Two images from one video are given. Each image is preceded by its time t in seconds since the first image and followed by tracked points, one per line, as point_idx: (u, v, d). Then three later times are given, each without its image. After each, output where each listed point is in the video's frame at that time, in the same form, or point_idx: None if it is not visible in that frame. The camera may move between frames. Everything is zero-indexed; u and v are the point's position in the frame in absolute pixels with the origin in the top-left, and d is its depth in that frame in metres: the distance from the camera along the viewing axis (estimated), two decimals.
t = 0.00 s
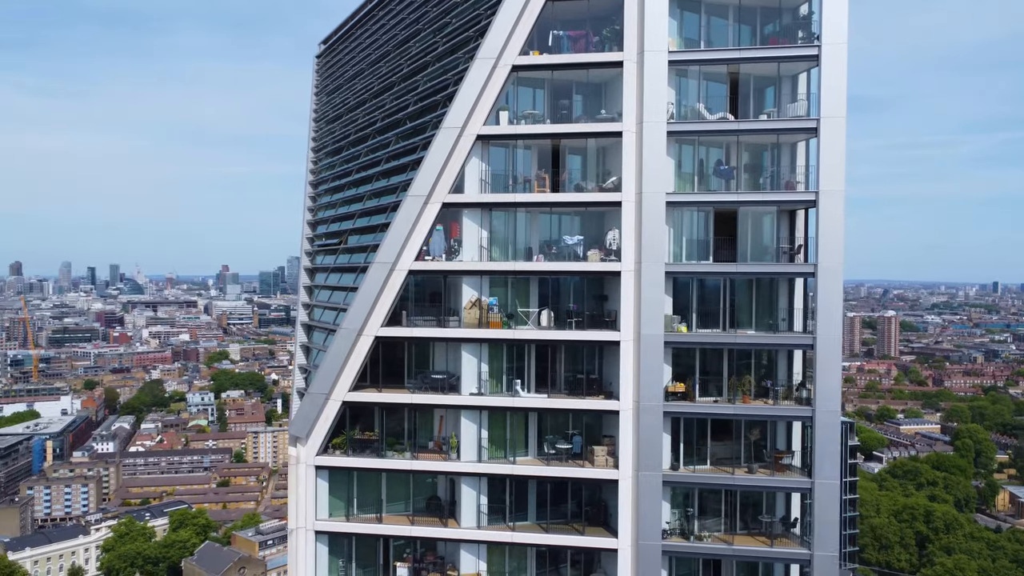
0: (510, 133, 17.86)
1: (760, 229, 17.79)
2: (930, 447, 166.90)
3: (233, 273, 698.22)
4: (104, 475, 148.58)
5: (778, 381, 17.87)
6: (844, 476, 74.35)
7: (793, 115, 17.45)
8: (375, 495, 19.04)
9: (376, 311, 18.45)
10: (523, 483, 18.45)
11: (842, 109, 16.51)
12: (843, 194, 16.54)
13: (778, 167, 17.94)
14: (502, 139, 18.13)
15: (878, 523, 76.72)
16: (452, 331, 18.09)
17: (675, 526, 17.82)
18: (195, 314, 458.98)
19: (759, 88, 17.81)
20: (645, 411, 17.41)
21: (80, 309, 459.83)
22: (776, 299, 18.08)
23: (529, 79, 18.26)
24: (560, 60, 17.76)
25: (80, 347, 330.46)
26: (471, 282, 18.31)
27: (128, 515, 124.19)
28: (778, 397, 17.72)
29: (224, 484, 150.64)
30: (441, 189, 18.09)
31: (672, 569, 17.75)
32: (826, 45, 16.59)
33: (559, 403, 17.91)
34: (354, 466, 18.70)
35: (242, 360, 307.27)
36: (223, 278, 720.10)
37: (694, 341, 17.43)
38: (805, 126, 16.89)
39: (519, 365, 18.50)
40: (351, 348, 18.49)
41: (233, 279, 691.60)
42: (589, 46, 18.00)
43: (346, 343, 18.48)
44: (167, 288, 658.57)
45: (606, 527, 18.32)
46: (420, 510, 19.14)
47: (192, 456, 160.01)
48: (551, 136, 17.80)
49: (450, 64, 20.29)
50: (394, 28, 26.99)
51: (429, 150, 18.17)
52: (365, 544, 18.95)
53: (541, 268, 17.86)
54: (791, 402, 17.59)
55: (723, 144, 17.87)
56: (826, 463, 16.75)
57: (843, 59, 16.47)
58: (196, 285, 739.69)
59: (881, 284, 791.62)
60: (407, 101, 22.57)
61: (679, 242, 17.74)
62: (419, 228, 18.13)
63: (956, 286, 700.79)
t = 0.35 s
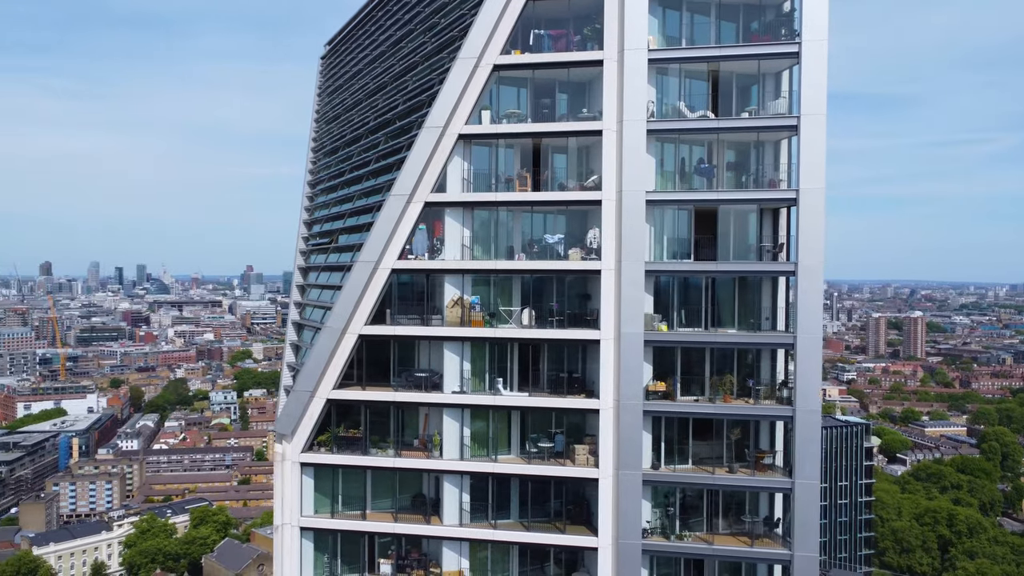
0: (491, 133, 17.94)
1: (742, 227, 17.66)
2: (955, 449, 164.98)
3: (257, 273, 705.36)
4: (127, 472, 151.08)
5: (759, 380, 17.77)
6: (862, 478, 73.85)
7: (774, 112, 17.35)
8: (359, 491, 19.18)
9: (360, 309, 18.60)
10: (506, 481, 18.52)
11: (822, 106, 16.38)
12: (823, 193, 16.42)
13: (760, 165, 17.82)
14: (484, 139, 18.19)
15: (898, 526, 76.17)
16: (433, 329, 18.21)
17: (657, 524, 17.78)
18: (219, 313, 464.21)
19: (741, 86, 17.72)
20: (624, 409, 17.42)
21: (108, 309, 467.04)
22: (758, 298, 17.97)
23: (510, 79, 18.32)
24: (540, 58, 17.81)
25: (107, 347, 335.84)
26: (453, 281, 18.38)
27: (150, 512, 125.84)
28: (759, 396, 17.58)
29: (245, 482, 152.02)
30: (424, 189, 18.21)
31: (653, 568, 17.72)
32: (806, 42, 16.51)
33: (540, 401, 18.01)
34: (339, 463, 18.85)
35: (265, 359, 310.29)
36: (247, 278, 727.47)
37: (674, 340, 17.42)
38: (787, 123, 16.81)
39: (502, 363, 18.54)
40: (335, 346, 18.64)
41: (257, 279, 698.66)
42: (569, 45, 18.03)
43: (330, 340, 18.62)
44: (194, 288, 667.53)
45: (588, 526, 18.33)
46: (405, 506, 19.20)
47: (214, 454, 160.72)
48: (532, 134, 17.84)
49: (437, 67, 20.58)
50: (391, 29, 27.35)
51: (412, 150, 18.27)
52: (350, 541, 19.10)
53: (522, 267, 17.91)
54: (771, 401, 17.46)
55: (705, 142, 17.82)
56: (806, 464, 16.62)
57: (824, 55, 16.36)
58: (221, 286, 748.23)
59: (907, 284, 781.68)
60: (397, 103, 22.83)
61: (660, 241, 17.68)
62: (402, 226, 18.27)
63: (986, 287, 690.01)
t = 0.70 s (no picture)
0: (475, 132, 17.98)
1: (725, 226, 17.60)
2: (980, 451, 162.66)
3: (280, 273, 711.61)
4: (149, 469, 153.14)
5: (744, 380, 17.69)
6: (878, 480, 73.27)
7: (756, 110, 17.26)
8: (346, 489, 19.29)
9: (346, 308, 18.76)
10: (491, 480, 18.55)
11: (804, 103, 16.28)
12: (805, 191, 16.31)
13: (744, 164, 17.72)
14: (468, 138, 18.25)
15: (919, 528, 74.73)
16: (418, 328, 18.33)
17: (640, 523, 17.78)
18: (242, 313, 468.70)
19: (726, 84, 17.62)
20: (606, 408, 17.48)
21: (133, 308, 473.53)
22: (743, 298, 17.87)
23: (495, 78, 18.33)
24: (523, 58, 17.83)
25: (131, 346, 340.49)
26: (437, 280, 18.48)
27: (170, 509, 127.39)
28: (742, 395, 17.53)
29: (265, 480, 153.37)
30: (408, 188, 18.33)
31: (636, 568, 17.71)
32: (787, 40, 16.41)
33: (524, 400, 18.05)
34: (326, 460, 19.03)
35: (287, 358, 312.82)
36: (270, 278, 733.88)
37: (656, 339, 17.38)
38: (768, 121, 16.74)
39: (487, 361, 18.59)
40: (322, 345, 18.80)
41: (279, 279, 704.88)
42: (552, 43, 18.02)
43: (317, 339, 18.79)
44: (218, 288, 675.09)
45: (572, 525, 18.34)
46: (392, 504, 19.25)
47: (235, 453, 160.09)
48: (515, 134, 17.88)
49: (425, 65, 20.84)
50: (388, 30, 27.73)
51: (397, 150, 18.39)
52: (337, 537, 19.24)
53: (505, 266, 17.96)
54: (754, 401, 17.37)
55: (687, 141, 17.77)
56: (788, 464, 16.53)
57: (806, 52, 16.26)
58: (243, 286, 755.55)
59: (933, 284, 771.55)
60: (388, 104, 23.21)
61: (643, 240, 17.67)
62: (386, 225, 18.41)
63: (1013, 287, 679.21)
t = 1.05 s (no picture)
0: (459, 131, 18.12)
1: (706, 224, 17.54)
2: (1008, 454, 159.89)
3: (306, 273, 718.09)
4: (174, 466, 155.32)
5: (727, 378, 17.62)
6: (896, 482, 72.61)
7: (737, 107, 17.16)
8: (334, 485, 19.47)
9: (333, 306, 18.97)
10: (475, 476, 18.65)
11: (784, 100, 16.21)
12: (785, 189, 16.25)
13: (728, 161, 17.59)
14: (452, 137, 18.36)
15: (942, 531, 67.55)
16: (402, 325, 18.50)
17: (621, 521, 17.80)
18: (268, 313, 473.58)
19: (708, 82, 17.55)
20: (588, 406, 17.53)
21: (162, 307, 480.64)
22: (727, 296, 17.78)
23: (480, 77, 18.42)
24: (505, 57, 17.91)
25: (158, 345, 345.38)
26: (422, 278, 18.62)
27: (193, 505, 129.05)
28: (723, 394, 17.49)
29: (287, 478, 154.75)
30: (394, 186, 18.46)
31: (618, 566, 17.69)
32: (767, 37, 16.35)
33: (507, 397, 18.10)
34: (313, 456, 19.25)
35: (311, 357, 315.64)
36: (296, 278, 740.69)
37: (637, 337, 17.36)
38: (748, 118, 16.67)
39: (471, 358, 18.71)
40: (309, 341, 19.04)
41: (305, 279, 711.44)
42: (535, 42, 18.10)
43: (305, 336, 19.02)
44: (245, 287, 682.73)
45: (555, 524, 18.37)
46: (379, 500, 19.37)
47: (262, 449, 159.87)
48: (498, 133, 17.97)
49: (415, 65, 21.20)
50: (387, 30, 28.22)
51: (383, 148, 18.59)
52: (325, 533, 19.45)
53: (488, 264, 18.07)
54: (735, 399, 17.33)
55: (669, 138, 17.72)
56: (768, 462, 16.46)
57: (785, 49, 16.18)
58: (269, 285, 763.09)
59: (964, 284, 759.80)
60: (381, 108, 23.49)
61: (624, 237, 17.67)
62: (372, 224, 18.58)
63: None
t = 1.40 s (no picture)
0: (444, 131, 18.23)
1: (690, 222, 17.51)
2: None
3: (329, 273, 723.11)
4: (196, 463, 157.42)
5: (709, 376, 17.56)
6: (912, 484, 72.01)
7: (719, 105, 17.09)
8: (323, 481, 19.67)
9: (321, 304, 19.13)
10: (461, 473, 18.76)
11: (764, 97, 16.20)
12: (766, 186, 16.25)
13: (711, 158, 17.50)
14: (438, 136, 18.49)
15: (967, 535, 70.48)
16: (389, 323, 18.68)
17: (604, 518, 17.82)
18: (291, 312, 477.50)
19: (691, 82, 17.51)
20: (570, 404, 17.61)
21: (188, 307, 486.58)
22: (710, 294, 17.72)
23: (466, 76, 18.51)
24: (489, 57, 17.99)
25: (183, 343, 349.64)
26: (408, 275, 18.77)
27: (214, 503, 130.59)
28: (705, 392, 17.49)
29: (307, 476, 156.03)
30: (381, 184, 18.60)
31: (600, 563, 17.71)
32: (748, 35, 16.33)
33: (491, 394, 18.17)
34: (302, 451, 19.49)
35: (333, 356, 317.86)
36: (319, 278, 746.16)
37: (618, 334, 17.38)
38: (728, 117, 16.66)
39: (457, 355, 18.81)
40: (298, 339, 19.19)
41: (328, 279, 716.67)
42: (518, 41, 18.19)
43: (294, 334, 19.20)
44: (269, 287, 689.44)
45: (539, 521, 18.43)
46: (367, 496, 19.55)
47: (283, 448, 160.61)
48: (482, 132, 18.08)
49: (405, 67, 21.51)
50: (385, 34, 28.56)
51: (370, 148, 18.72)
52: (314, 527, 19.65)
53: (472, 262, 18.15)
54: (716, 396, 17.33)
55: (652, 136, 17.69)
56: (748, 460, 16.46)
57: (766, 46, 16.16)
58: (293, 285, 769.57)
59: (993, 284, 747.40)
60: (376, 113, 23.71)
61: (607, 235, 17.70)
62: (359, 223, 18.73)
63: None
